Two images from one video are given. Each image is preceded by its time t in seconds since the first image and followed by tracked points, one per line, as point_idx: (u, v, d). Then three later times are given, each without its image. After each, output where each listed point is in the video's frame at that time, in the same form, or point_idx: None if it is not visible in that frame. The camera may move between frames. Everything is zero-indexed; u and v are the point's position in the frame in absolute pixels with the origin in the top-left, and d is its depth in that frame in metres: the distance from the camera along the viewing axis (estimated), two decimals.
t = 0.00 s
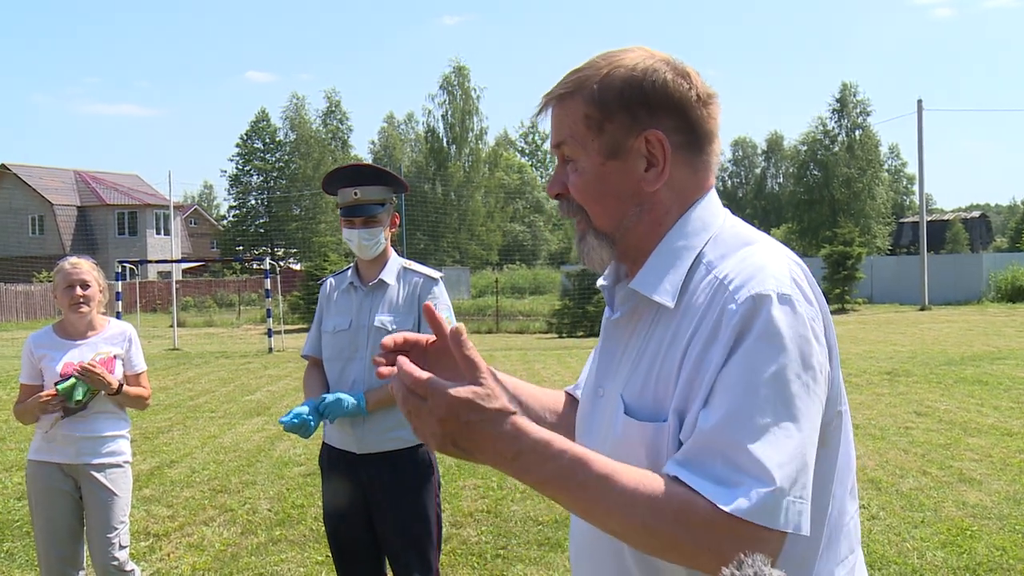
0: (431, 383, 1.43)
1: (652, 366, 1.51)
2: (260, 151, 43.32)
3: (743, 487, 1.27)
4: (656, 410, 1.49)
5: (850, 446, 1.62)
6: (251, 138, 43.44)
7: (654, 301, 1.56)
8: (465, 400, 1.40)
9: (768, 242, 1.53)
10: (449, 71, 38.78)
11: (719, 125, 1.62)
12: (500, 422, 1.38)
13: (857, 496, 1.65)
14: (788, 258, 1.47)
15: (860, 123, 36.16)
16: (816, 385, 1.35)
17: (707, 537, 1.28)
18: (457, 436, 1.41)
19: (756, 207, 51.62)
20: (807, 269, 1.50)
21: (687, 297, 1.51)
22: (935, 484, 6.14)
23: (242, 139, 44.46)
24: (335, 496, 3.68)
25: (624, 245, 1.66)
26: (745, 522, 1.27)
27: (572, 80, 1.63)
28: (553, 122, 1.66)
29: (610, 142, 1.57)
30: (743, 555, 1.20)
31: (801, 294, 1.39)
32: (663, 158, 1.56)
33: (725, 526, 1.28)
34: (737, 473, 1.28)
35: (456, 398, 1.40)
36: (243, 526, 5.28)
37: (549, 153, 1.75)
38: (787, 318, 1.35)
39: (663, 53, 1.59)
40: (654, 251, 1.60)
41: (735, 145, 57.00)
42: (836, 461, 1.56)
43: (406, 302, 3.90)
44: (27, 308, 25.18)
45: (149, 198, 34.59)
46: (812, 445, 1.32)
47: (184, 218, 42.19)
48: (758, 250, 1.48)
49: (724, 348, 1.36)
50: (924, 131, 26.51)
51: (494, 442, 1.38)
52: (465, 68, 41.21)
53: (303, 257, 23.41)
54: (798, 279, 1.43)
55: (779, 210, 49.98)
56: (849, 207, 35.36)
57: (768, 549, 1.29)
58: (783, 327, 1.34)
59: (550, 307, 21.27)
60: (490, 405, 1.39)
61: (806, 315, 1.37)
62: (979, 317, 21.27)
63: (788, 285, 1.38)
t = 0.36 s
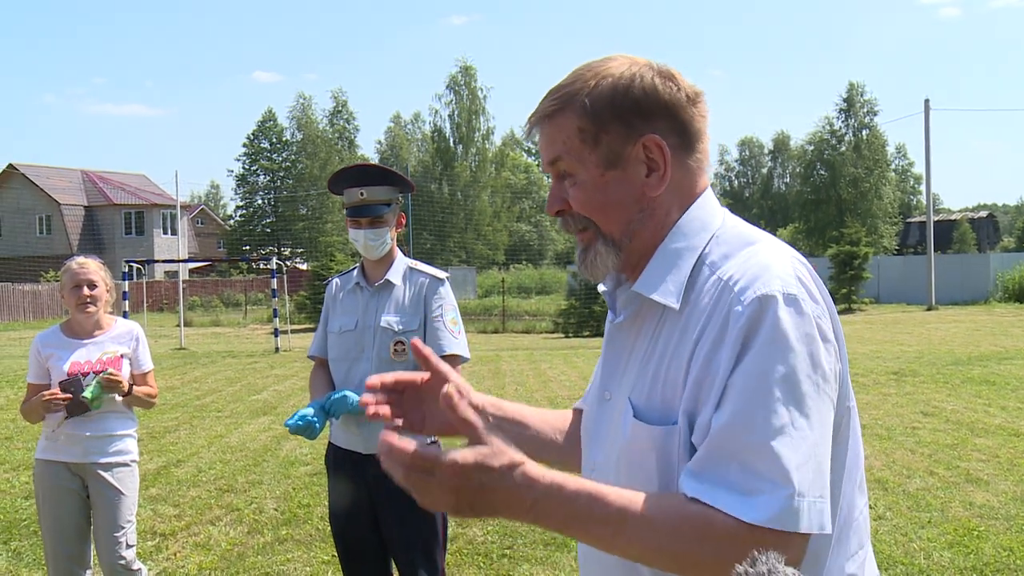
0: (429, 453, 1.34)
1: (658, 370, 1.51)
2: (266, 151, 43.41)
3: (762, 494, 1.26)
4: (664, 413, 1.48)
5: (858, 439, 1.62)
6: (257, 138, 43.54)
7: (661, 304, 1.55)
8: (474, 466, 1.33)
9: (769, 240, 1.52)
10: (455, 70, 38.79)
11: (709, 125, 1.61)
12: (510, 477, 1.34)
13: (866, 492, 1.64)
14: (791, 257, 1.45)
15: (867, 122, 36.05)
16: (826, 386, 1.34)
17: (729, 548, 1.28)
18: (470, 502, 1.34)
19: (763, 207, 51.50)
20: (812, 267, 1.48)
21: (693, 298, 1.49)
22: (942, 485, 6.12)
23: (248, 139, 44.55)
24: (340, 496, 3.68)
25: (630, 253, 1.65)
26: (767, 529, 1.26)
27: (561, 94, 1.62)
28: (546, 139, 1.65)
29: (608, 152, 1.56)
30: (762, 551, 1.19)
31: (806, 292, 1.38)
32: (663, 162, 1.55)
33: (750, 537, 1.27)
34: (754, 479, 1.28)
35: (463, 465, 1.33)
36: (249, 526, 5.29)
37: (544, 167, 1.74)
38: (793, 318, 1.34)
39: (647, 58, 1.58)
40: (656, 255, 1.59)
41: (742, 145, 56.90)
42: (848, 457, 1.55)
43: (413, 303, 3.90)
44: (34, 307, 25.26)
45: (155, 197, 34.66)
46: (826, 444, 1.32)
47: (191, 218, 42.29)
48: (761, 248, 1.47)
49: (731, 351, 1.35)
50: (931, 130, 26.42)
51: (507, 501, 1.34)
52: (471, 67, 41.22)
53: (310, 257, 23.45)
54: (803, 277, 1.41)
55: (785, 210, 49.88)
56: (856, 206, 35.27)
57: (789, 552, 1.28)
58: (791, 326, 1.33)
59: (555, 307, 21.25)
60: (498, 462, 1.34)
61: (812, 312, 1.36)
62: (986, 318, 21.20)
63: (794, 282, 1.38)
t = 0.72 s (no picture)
0: None
1: (657, 378, 1.50)
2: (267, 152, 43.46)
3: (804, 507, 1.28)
4: (665, 421, 1.47)
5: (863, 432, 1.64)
6: (258, 139, 43.57)
7: (657, 310, 1.54)
8: None
9: (762, 240, 1.52)
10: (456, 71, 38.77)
11: (695, 129, 1.63)
12: None
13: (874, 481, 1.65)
14: (789, 257, 1.46)
15: (867, 123, 36.06)
16: (843, 387, 1.35)
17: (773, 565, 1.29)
18: None
19: (763, 208, 51.48)
20: (809, 265, 1.49)
21: (692, 300, 1.48)
22: (943, 485, 6.11)
23: (249, 140, 44.59)
24: (341, 496, 3.68)
25: (626, 260, 1.64)
26: (816, 542, 1.28)
27: (546, 106, 1.64)
28: (535, 150, 1.65)
29: (599, 160, 1.57)
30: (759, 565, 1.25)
31: (807, 292, 1.38)
32: (655, 166, 1.55)
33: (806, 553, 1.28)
34: (789, 490, 1.29)
35: None
36: (250, 527, 5.28)
37: (529, 179, 1.75)
38: (799, 320, 1.34)
39: (629, 66, 1.61)
40: (651, 260, 1.59)
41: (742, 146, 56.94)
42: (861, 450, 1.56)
43: (413, 304, 3.89)
44: (34, 308, 25.25)
45: (155, 198, 34.66)
46: (855, 443, 1.34)
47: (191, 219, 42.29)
48: (756, 250, 1.47)
49: (737, 358, 1.35)
50: (932, 131, 26.43)
51: None
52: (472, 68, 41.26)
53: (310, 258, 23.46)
54: (804, 276, 1.42)
55: (786, 211, 49.88)
56: (857, 207, 35.27)
57: (844, 558, 1.29)
58: (800, 329, 1.33)
59: (556, 308, 21.23)
60: None
61: (816, 311, 1.36)
62: (987, 317, 21.20)
63: (792, 283, 1.38)
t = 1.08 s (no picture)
0: None
1: (666, 378, 1.50)
2: (266, 153, 43.48)
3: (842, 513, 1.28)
4: (675, 421, 1.47)
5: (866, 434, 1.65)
6: (256, 139, 43.59)
7: (665, 306, 1.55)
8: None
9: (773, 242, 1.52)
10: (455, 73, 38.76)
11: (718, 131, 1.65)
12: None
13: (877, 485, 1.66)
14: (802, 261, 1.46)
15: (865, 125, 36.10)
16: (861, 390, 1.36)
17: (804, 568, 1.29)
18: None
19: (761, 210, 51.51)
20: (818, 269, 1.49)
21: (701, 300, 1.48)
22: (941, 487, 6.12)
23: (248, 141, 44.61)
24: (339, 496, 3.69)
25: (636, 252, 1.65)
26: (848, 548, 1.28)
27: (576, 87, 1.64)
28: (559, 130, 1.67)
29: (623, 147, 1.58)
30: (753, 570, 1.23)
31: (824, 298, 1.38)
32: (677, 162, 1.57)
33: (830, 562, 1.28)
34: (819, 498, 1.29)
35: None
36: (248, 528, 5.28)
37: (549, 163, 1.75)
38: (816, 324, 1.34)
39: (661, 59, 1.62)
40: (663, 254, 1.59)
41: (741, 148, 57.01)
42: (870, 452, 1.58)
43: (413, 306, 3.89)
44: (32, 309, 25.24)
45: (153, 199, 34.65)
46: (878, 447, 1.34)
47: (189, 220, 42.30)
48: (767, 253, 1.47)
49: (753, 358, 1.34)
50: (930, 133, 26.45)
51: None
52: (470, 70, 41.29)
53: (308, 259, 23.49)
54: (818, 281, 1.42)
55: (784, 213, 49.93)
56: (854, 209, 35.31)
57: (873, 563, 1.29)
58: (818, 334, 1.34)
59: (554, 309, 21.24)
60: None
61: (833, 316, 1.36)
62: (985, 319, 21.23)
63: (808, 287, 1.37)
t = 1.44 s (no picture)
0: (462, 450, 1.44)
1: (669, 375, 1.50)
2: (264, 154, 43.48)
3: (799, 502, 1.26)
4: (676, 418, 1.48)
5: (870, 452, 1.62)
6: (255, 141, 43.60)
7: (671, 305, 1.55)
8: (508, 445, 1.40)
9: (786, 247, 1.51)
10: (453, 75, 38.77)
11: (736, 127, 1.61)
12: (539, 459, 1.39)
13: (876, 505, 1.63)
14: (808, 264, 1.46)
15: (864, 126, 36.13)
16: (848, 394, 1.35)
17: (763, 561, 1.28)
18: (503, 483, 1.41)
19: (760, 211, 51.54)
20: (826, 274, 1.48)
21: (705, 300, 1.49)
22: (940, 488, 6.12)
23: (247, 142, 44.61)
24: (338, 496, 3.69)
25: (634, 247, 1.66)
26: (802, 539, 1.26)
27: (585, 82, 1.64)
28: (567, 121, 1.67)
29: (623, 143, 1.57)
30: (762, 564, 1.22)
31: (827, 301, 1.38)
32: (677, 161, 1.55)
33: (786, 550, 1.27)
34: (785, 488, 1.28)
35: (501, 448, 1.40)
36: (246, 530, 5.27)
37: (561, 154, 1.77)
38: (814, 327, 1.34)
39: (679, 53, 1.58)
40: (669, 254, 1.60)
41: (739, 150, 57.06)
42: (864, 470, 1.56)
43: (411, 308, 3.89)
44: (30, 311, 25.23)
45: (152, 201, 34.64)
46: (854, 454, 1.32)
47: (187, 221, 42.31)
48: (778, 254, 1.46)
49: (753, 356, 1.34)
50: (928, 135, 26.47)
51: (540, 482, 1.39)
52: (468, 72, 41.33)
53: (306, 261, 23.50)
54: (822, 286, 1.41)
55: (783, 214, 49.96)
56: (853, 210, 35.34)
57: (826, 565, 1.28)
58: (815, 335, 1.33)
59: (553, 311, 21.24)
60: (531, 441, 1.40)
61: (832, 323, 1.36)
62: (983, 321, 21.24)
63: (813, 290, 1.38)
